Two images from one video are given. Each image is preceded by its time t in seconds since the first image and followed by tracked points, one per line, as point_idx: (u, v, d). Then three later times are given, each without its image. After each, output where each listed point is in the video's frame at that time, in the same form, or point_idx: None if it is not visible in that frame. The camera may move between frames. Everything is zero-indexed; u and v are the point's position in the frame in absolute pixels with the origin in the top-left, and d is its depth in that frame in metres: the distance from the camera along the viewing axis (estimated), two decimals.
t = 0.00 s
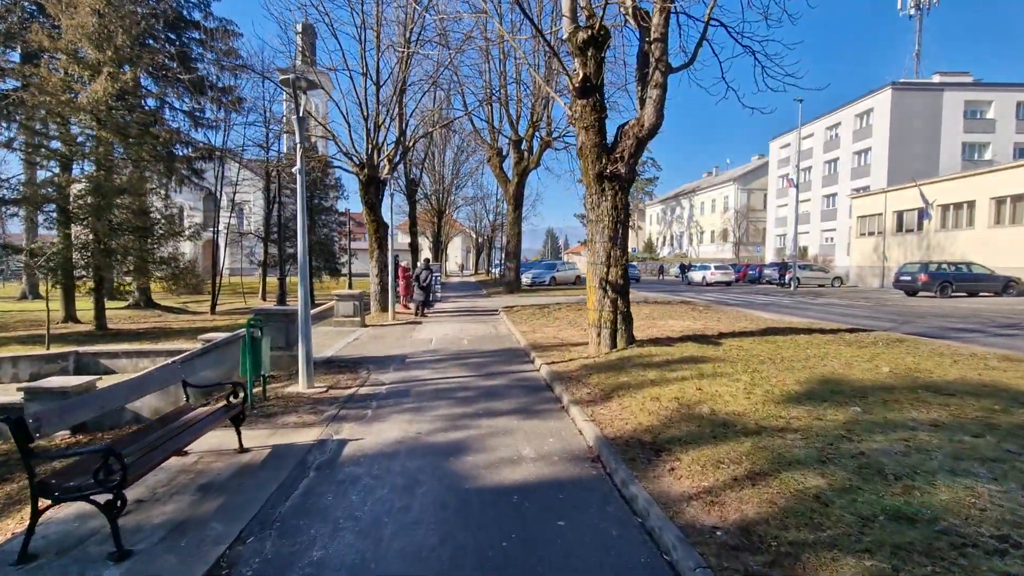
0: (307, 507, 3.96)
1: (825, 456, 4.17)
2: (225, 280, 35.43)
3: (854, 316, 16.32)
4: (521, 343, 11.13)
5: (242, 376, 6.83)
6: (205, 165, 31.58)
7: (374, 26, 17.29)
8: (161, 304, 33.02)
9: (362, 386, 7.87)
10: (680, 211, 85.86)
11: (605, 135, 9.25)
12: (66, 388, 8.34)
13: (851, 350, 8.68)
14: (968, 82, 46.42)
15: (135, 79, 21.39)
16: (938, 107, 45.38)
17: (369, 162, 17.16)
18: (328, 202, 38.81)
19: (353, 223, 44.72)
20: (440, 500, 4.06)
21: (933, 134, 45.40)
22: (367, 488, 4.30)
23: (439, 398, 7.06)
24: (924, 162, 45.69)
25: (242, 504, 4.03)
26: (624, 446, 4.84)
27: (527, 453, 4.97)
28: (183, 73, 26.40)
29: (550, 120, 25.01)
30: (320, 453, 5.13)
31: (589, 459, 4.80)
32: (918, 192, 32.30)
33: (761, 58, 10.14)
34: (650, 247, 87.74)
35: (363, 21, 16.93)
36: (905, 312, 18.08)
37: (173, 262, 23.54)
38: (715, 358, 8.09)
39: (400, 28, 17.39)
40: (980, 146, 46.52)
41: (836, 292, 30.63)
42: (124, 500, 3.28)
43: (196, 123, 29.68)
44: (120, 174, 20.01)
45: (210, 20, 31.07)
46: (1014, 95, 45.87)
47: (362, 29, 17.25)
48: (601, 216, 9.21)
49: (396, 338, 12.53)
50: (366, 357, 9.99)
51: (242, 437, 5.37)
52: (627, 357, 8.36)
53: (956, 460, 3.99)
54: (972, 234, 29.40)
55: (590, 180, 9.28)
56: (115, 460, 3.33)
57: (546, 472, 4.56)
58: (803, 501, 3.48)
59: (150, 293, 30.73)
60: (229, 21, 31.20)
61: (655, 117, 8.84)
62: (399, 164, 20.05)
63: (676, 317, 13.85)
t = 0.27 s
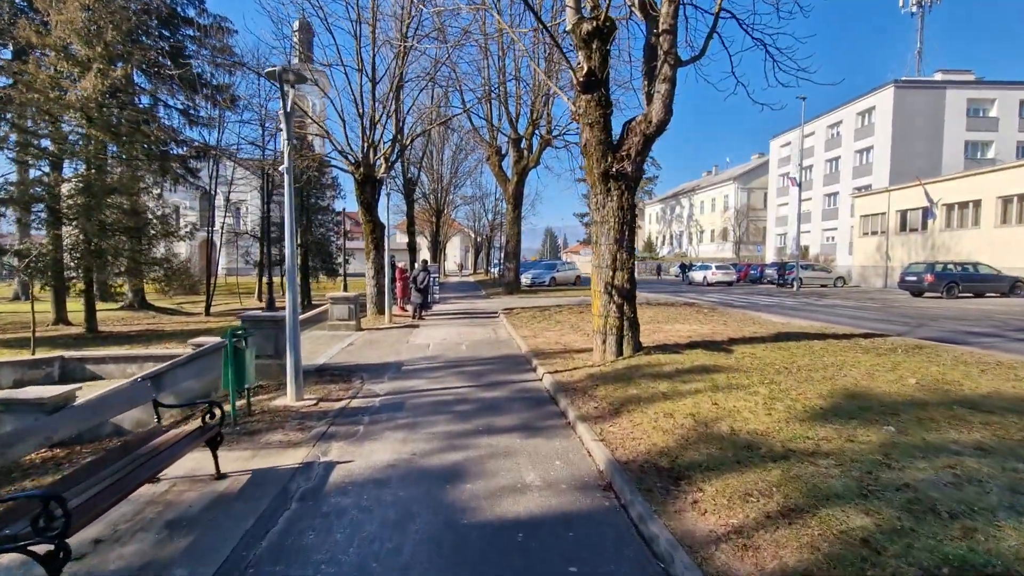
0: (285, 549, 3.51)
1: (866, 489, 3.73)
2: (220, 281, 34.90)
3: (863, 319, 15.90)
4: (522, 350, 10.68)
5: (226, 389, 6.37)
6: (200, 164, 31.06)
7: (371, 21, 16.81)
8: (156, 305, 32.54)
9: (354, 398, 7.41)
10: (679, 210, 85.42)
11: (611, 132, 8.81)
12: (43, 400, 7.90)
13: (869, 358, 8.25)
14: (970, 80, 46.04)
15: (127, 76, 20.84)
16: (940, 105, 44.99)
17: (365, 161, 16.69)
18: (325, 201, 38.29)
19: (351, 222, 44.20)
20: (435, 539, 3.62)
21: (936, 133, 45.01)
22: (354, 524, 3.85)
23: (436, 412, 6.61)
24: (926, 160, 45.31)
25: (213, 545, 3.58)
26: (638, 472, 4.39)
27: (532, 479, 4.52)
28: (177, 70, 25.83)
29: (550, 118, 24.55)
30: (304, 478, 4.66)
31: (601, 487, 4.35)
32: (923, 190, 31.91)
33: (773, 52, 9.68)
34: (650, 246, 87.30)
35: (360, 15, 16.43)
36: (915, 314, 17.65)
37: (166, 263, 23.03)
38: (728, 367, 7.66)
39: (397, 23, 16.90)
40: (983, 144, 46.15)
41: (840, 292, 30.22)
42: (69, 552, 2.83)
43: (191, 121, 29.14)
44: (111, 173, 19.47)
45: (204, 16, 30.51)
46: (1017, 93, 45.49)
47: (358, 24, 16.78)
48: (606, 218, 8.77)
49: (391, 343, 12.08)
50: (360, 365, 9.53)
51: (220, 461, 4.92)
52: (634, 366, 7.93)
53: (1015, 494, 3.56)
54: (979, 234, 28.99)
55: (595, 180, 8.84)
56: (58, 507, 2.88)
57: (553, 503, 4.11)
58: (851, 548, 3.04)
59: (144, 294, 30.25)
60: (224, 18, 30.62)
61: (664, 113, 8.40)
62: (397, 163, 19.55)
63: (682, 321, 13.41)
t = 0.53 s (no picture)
0: None
1: (926, 511, 3.28)
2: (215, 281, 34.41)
3: (874, 318, 15.47)
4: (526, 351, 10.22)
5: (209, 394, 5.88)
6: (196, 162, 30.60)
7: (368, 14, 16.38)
8: (150, 306, 32.04)
9: (349, 403, 6.95)
10: (679, 210, 85.03)
11: (620, 122, 8.37)
12: (19, 404, 7.44)
13: (893, 360, 7.81)
14: (973, 78, 45.72)
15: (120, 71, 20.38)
16: (943, 103, 44.67)
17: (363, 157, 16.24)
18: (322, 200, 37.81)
19: (349, 222, 43.74)
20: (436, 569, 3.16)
21: (939, 131, 44.69)
22: (344, 549, 3.40)
23: (436, 419, 6.15)
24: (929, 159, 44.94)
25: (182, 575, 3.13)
26: (662, 488, 3.94)
27: (543, 497, 4.06)
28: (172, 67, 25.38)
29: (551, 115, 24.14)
30: (291, 495, 4.20)
31: (621, 505, 3.91)
32: (928, 189, 31.53)
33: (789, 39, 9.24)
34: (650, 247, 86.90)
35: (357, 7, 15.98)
36: (926, 314, 17.21)
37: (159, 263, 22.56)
38: (747, 370, 7.21)
39: (396, 15, 16.46)
40: (986, 143, 45.81)
41: (845, 292, 29.81)
42: None
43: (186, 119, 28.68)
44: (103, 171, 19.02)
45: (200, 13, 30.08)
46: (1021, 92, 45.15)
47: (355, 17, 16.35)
48: (615, 212, 8.32)
49: (389, 344, 11.63)
50: (356, 368, 9.07)
51: (199, 474, 4.47)
52: (646, 369, 7.48)
53: None
54: (985, 233, 28.59)
55: (604, 172, 8.40)
56: None
57: (569, 524, 3.66)
58: None
59: (138, 295, 29.77)
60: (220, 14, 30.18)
61: (676, 101, 7.97)
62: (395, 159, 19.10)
63: (689, 321, 12.98)
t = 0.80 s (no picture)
0: None
1: (993, 559, 2.86)
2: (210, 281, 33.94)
3: (885, 321, 15.04)
4: (528, 357, 9.81)
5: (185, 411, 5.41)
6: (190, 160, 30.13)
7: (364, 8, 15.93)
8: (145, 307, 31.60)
9: (342, 416, 6.52)
10: (679, 209, 84.60)
11: (627, 117, 7.94)
12: None
13: (917, 368, 7.38)
14: (976, 75, 45.31)
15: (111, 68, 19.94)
16: (946, 101, 44.28)
17: (359, 155, 15.79)
18: (319, 199, 37.33)
19: (347, 221, 43.27)
20: None
21: (942, 129, 44.32)
22: None
23: (433, 435, 5.72)
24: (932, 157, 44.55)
25: None
26: (686, 524, 3.51)
27: (552, 532, 3.64)
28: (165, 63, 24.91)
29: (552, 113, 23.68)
30: (269, 531, 3.76)
31: (639, 543, 3.48)
32: (933, 187, 31.15)
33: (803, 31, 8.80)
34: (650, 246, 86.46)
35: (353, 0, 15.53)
36: (936, 315, 16.79)
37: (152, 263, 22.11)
38: (764, 380, 6.78)
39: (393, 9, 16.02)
40: (989, 141, 45.42)
41: (849, 292, 29.40)
42: None
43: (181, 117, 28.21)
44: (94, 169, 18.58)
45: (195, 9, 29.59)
46: None
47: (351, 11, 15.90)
48: (623, 212, 7.90)
49: (386, 349, 11.19)
50: (350, 376, 8.64)
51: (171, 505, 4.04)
52: (656, 378, 7.07)
53: None
54: (991, 232, 28.20)
55: (610, 170, 7.96)
56: None
57: (582, 568, 3.23)
58: None
59: (132, 296, 29.37)
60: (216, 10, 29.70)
61: (686, 96, 7.54)
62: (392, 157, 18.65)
63: (696, 324, 12.56)
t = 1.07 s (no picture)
0: None
1: None
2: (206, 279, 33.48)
3: (894, 319, 14.66)
4: (528, 357, 9.41)
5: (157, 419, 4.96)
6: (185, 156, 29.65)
7: None
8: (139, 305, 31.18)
9: (330, 422, 6.11)
10: (679, 207, 84.19)
11: (633, 105, 7.52)
12: None
13: (939, 370, 6.99)
14: (979, 72, 44.96)
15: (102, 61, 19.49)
16: (949, 97, 43.94)
17: (354, 149, 15.36)
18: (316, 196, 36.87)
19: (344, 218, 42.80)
20: None
21: (944, 126, 43.99)
22: None
23: (426, 442, 5.32)
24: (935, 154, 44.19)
25: None
26: (709, 548, 3.11)
27: (556, 558, 3.24)
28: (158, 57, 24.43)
29: (551, 108, 23.28)
30: (240, 555, 3.36)
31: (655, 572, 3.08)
32: (937, 184, 30.80)
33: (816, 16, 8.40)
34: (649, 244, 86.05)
35: None
36: (944, 314, 16.41)
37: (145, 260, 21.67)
38: (779, 383, 6.39)
39: None
40: (992, 138, 45.06)
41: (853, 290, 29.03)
42: None
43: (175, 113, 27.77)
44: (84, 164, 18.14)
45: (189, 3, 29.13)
46: None
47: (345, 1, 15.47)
48: (628, 205, 7.49)
49: (380, 350, 10.77)
50: (341, 377, 8.24)
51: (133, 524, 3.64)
52: (664, 381, 6.67)
53: None
54: (996, 229, 27.85)
55: (614, 161, 7.55)
56: None
57: None
58: None
59: (126, 294, 28.96)
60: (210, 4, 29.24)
61: (695, 82, 7.13)
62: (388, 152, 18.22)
63: (701, 323, 12.19)
